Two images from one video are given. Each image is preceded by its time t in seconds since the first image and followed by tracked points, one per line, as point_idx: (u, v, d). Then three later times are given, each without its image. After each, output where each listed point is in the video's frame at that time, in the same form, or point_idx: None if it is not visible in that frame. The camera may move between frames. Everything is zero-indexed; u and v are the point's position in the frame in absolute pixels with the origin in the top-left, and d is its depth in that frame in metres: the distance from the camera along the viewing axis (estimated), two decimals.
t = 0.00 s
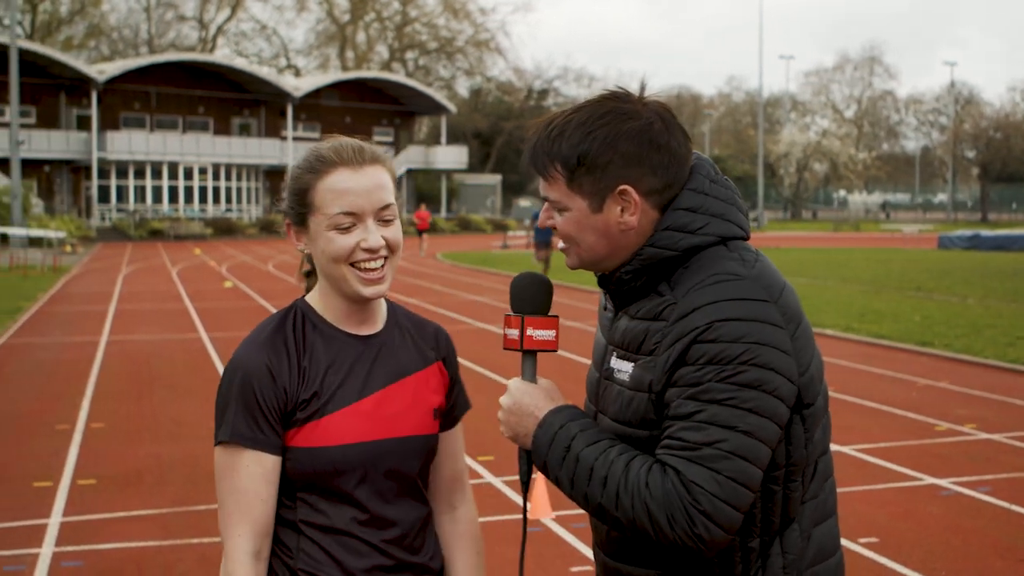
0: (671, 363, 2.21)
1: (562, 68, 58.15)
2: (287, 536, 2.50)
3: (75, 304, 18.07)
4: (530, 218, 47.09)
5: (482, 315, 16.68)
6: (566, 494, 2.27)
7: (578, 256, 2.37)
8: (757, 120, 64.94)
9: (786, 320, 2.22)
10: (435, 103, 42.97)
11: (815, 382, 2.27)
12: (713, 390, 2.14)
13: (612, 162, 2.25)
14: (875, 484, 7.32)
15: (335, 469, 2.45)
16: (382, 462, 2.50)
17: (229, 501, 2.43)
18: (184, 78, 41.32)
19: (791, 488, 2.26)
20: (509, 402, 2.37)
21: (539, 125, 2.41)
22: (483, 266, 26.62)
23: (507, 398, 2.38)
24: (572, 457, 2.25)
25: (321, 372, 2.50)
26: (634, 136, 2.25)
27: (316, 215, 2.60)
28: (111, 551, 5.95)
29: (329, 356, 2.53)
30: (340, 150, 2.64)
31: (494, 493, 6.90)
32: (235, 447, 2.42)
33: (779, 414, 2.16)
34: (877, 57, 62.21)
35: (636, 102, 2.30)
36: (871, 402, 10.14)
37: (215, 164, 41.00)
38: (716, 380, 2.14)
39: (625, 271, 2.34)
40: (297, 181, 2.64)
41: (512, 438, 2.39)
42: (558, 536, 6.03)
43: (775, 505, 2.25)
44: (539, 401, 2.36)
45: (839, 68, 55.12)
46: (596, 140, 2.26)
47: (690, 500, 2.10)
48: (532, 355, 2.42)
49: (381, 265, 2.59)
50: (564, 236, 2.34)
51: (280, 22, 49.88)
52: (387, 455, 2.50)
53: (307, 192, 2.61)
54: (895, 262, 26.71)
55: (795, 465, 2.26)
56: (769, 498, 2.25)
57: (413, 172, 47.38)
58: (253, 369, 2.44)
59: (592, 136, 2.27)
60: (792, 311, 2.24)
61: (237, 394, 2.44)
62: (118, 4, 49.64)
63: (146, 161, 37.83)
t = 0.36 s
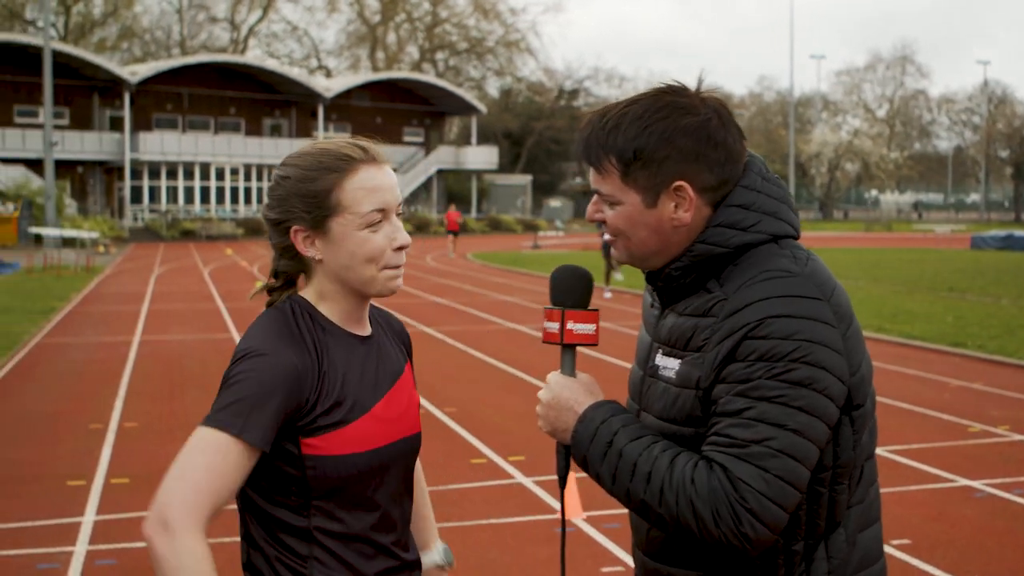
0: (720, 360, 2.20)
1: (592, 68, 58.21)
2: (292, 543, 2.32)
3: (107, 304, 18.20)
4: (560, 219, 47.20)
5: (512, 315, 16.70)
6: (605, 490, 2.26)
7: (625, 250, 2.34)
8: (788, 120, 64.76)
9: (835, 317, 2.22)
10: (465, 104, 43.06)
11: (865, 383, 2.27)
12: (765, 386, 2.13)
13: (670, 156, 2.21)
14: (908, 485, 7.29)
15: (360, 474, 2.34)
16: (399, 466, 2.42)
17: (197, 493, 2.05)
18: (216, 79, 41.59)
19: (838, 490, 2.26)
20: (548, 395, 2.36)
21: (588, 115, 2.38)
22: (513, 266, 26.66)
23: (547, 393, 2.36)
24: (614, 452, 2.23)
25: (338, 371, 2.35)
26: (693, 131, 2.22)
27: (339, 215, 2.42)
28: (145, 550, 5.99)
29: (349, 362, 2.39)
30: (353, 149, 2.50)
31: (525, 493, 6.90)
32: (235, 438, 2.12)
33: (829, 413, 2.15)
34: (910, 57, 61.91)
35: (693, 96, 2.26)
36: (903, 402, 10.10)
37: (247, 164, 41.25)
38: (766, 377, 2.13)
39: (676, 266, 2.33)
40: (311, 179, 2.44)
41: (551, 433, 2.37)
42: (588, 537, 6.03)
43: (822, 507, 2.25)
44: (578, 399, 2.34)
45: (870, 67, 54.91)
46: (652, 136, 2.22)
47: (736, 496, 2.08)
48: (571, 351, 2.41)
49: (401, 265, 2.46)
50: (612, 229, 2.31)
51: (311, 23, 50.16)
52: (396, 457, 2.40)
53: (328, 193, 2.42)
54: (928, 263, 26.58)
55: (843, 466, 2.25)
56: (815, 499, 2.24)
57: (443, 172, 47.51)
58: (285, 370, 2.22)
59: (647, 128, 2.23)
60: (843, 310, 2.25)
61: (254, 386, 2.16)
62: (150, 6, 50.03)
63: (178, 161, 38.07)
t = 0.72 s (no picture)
0: (765, 355, 2.17)
1: (620, 69, 58.18)
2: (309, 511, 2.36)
3: (136, 303, 18.29)
4: (588, 218, 47.12)
5: (539, 315, 16.71)
6: (643, 480, 2.24)
7: (676, 239, 2.33)
8: (817, 120, 64.56)
9: (885, 318, 2.16)
10: (494, 104, 43.13)
11: (915, 387, 2.21)
12: (806, 384, 2.09)
13: (720, 148, 2.19)
14: (938, 488, 7.25)
15: (389, 472, 2.36)
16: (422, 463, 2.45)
17: (192, 409, 1.99)
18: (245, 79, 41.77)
19: (881, 497, 2.20)
20: (597, 381, 2.35)
21: (645, 106, 2.38)
22: (541, 266, 26.66)
23: (595, 380, 2.35)
24: (653, 443, 2.21)
25: (370, 365, 2.38)
26: (748, 126, 2.19)
27: (378, 212, 2.46)
28: (175, 547, 6.02)
29: (380, 358, 2.41)
30: (389, 149, 2.54)
31: (554, 494, 6.89)
32: (249, 383, 2.10)
33: (873, 416, 2.10)
34: (940, 57, 61.63)
35: (754, 89, 2.24)
36: (933, 405, 10.05)
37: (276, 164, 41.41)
38: (808, 374, 2.09)
39: (726, 258, 2.32)
40: (350, 178, 2.48)
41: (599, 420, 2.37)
42: (617, 539, 6.02)
43: (866, 511, 2.20)
44: (628, 387, 2.32)
45: (900, 67, 54.69)
46: (706, 127, 2.20)
47: (768, 495, 2.05)
48: (624, 338, 2.39)
49: (437, 265, 2.51)
50: (660, 218, 2.31)
51: (340, 22, 50.32)
52: (416, 458, 2.42)
53: (363, 193, 2.46)
54: (957, 263, 26.47)
55: (888, 472, 2.20)
56: (856, 504, 2.19)
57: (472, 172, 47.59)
58: (319, 354, 2.25)
59: (697, 116, 2.22)
60: (894, 313, 2.18)
61: (288, 362, 2.19)
62: (181, 6, 50.27)
63: (208, 161, 38.22)
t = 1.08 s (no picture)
0: (816, 363, 2.17)
1: (639, 68, 58.10)
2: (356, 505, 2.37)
3: (155, 302, 18.34)
4: (607, 218, 47.05)
5: (558, 315, 16.70)
6: (713, 498, 2.26)
7: (713, 241, 2.35)
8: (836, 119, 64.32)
9: (938, 315, 2.14)
10: (513, 104, 43.12)
11: (966, 387, 2.18)
12: (862, 389, 2.08)
13: (752, 144, 2.22)
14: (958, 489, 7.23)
15: (441, 468, 2.39)
16: (475, 458, 2.46)
17: (272, 428, 2.08)
18: (264, 79, 41.85)
19: (933, 500, 2.18)
20: (653, 399, 2.40)
21: (678, 109, 2.42)
22: (560, 266, 26.66)
23: (652, 397, 2.40)
24: (723, 461, 2.23)
25: (412, 361, 2.41)
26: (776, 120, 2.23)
27: (409, 213, 2.53)
28: (194, 547, 6.02)
29: (424, 353, 2.43)
30: (425, 151, 2.59)
31: (572, 494, 6.90)
32: (306, 390, 2.18)
33: (938, 416, 2.08)
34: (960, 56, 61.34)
35: (787, 83, 2.28)
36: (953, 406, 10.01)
37: (295, 164, 41.48)
38: (869, 381, 2.08)
39: (768, 258, 2.32)
40: (387, 181, 2.55)
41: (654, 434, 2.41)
42: (636, 539, 6.01)
43: (925, 515, 2.18)
44: (687, 400, 2.36)
45: (920, 67, 54.49)
46: (740, 124, 2.23)
47: (853, 508, 2.04)
48: (678, 353, 2.40)
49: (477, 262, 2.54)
50: (698, 222, 2.33)
51: (359, 22, 50.36)
52: (466, 454, 2.43)
53: (397, 193, 2.54)
54: (976, 263, 26.38)
55: (943, 473, 2.18)
56: (927, 509, 2.18)
57: (491, 173, 47.55)
58: (365, 354, 2.30)
59: (725, 115, 2.27)
60: (946, 308, 2.16)
61: (337, 364, 2.25)
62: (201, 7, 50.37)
63: (227, 160, 38.29)
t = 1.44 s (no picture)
0: (821, 366, 2.18)
1: (643, 68, 58.15)
2: (398, 497, 2.43)
3: (160, 302, 18.36)
4: (611, 218, 47.04)
5: (563, 315, 16.70)
6: (727, 501, 2.26)
7: (732, 249, 2.36)
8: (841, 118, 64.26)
9: (939, 319, 2.13)
10: (517, 104, 43.14)
11: (979, 382, 2.17)
12: (862, 393, 2.09)
13: (761, 154, 2.23)
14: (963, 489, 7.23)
15: (466, 465, 2.40)
16: (510, 453, 2.45)
17: (305, 421, 2.17)
18: (269, 78, 41.91)
19: (950, 493, 2.17)
20: (671, 412, 2.38)
21: (697, 118, 2.43)
22: (565, 266, 26.67)
23: (669, 409, 2.39)
24: (733, 466, 2.24)
25: (446, 361, 2.42)
26: (784, 129, 2.22)
27: (438, 225, 2.53)
28: (197, 548, 6.02)
29: (459, 353, 2.44)
30: (451, 162, 2.58)
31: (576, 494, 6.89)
32: (332, 389, 2.24)
33: (940, 418, 2.08)
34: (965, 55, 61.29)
35: (791, 97, 2.27)
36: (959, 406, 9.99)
37: (300, 164, 41.54)
38: (868, 385, 2.09)
39: (783, 264, 2.32)
40: (427, 191, 2.56)
41: (675, 442, 2.40)
42: (640, 539, 6.00)
43: (939, 508, 2.17)
44: (704, 408, 2.35)
45: (924, 66, 54.46)
46: (746, 134, 2.24)
47: (851, 508, 2.05)
48: (695, 364, 2.39)
49: (507, 267, 2.52)
50: (717, 229, 2.34)
51: (363, 23, 50.44)
52: (503, 448, 2.43)
53: (430, 199, 2.55)
54: (981, 262, 26.37)
55: (956, 468, 2.17)
56: (931, 503, 2.17)
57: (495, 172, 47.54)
58: (397, 356, 2.35)
59: (741, 127, 2.27)
60: (949, 310, 2.14)
61: (368, 362, 2.30)
62: (205, 8, 50.48)
63: (232, 160, 38.29)
